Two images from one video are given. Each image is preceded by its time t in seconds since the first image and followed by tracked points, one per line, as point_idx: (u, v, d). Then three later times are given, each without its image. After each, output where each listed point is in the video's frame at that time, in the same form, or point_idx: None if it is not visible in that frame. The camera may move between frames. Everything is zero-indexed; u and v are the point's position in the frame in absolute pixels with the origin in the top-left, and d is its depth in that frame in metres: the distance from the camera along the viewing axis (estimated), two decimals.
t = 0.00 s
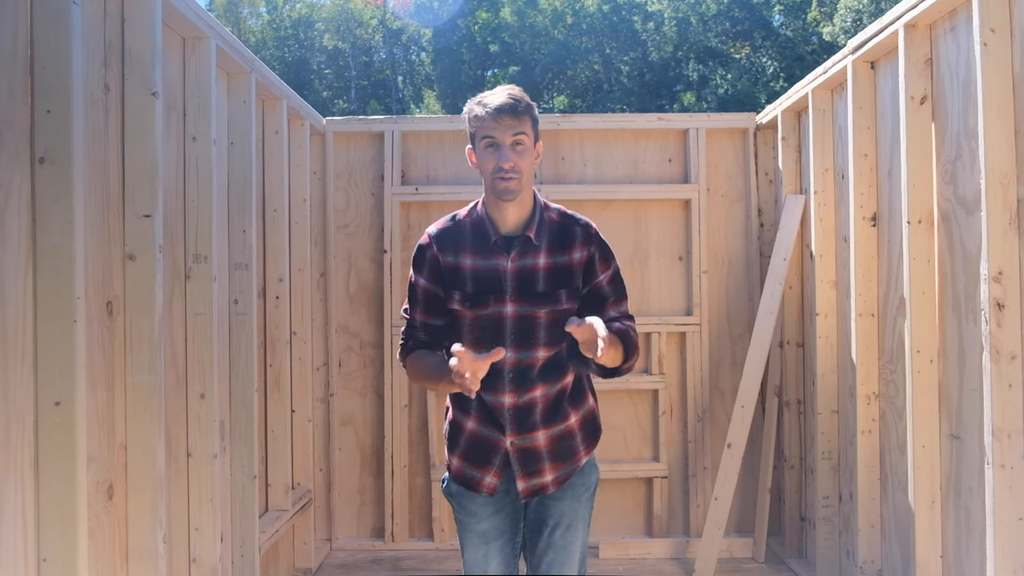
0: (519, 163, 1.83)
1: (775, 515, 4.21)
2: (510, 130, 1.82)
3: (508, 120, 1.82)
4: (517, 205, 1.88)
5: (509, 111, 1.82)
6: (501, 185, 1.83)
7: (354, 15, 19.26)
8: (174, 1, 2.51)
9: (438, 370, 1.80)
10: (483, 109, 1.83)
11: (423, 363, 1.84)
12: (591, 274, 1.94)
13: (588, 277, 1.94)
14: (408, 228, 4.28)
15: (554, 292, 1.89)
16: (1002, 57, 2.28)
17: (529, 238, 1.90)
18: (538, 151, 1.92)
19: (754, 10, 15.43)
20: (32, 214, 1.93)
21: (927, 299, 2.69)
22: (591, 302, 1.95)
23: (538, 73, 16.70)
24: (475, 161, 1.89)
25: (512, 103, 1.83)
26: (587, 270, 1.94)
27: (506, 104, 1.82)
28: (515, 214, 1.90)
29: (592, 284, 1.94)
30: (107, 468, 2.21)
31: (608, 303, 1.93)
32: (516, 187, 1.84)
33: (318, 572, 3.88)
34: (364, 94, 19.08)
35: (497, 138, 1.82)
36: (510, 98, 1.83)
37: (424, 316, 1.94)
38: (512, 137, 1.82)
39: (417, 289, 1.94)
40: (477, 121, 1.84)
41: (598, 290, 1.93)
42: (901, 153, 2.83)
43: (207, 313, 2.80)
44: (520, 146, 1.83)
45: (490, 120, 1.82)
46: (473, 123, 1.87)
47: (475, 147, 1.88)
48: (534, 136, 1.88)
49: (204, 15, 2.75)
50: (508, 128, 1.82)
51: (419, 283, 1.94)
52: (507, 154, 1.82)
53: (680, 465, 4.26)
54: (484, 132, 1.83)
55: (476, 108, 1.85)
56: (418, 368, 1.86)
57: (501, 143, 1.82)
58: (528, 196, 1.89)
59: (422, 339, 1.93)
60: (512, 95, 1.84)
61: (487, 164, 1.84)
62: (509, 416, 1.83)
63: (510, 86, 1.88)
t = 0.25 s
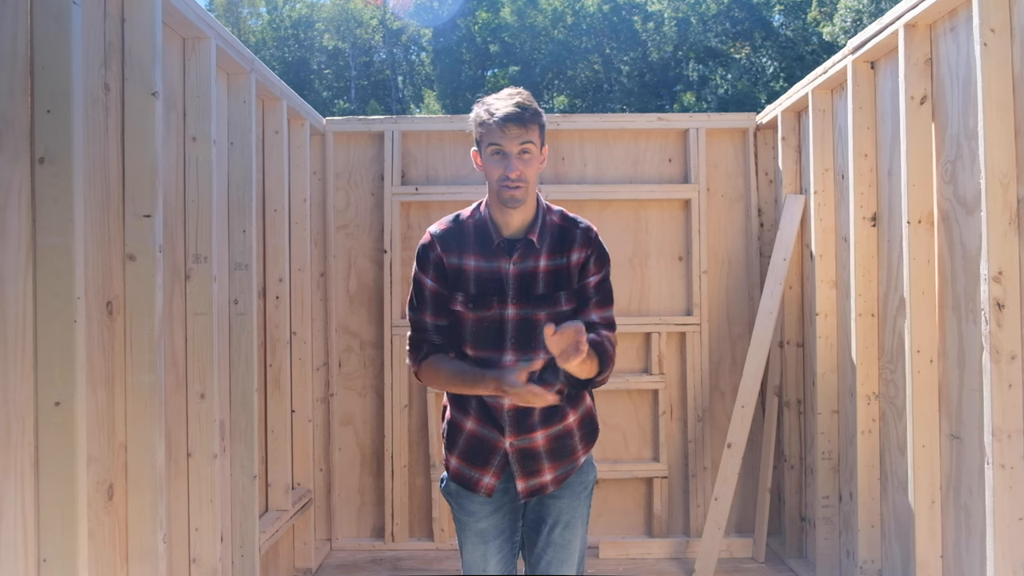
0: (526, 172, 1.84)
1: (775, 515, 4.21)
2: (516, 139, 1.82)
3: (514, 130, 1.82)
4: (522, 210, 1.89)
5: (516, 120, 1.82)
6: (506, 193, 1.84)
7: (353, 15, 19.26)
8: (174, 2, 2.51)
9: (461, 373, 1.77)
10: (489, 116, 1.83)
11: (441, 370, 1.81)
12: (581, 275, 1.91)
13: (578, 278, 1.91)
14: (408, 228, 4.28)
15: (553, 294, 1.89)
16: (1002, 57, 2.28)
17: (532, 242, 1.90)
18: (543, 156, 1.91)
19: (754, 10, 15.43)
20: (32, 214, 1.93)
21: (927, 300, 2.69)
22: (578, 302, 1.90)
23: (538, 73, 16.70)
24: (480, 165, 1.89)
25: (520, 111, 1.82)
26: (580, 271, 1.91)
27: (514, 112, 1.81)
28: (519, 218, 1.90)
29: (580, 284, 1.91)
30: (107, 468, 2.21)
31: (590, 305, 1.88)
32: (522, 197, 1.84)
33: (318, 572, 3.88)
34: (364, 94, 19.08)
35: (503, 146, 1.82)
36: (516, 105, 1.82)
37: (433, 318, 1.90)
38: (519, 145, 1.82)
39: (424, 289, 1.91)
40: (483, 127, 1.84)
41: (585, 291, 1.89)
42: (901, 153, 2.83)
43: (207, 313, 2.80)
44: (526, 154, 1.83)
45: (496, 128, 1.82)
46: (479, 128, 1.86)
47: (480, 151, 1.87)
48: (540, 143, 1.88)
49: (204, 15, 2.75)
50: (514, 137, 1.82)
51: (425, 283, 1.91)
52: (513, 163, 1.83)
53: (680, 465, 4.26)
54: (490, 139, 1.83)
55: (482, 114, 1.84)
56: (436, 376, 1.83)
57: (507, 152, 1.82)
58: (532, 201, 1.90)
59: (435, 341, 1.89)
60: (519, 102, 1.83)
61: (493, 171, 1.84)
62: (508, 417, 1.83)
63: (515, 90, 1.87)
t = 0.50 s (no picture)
0: (531, 172, 1.84)
1: (775, 515, 4.21)
2: (521, 139, 1.82)
3: (520, 129, 1.82)
4: (521, 211, 1.89)
5: (521, 119, 1.82)
6: (508, 194, 1.84)
7: (354, 15, 19.25)
8: (174, 2, 2.51)
9: (494, 374, 1.76)
10: (495, 115, 1.82)
11: (468, 376, 1.79)
12: (576, 270, 1.90)
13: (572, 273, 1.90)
14: (408, 228, 4.28)
15: (545, 291, 1.89)
16: (1002, 57, 2.28)
17: (530, 242, 1.90)
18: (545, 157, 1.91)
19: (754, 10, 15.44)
20: (32, 214, 1.93)
21: (927, 300, 2.69)
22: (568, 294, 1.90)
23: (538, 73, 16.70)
24: (483, 165, 1.89)
25: (525, 111, 1.82)
26: (574, 267, 1.90)
27: (520, 111, 1.82)
28: (519, 219, 1.90)
29: (574, 277, 1.90)
30: (107, 468, 2.21)
31: (581, 295, 1.87)
32: (523, 197, 1.84)
33: (318, 572, 3.88)
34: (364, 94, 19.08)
35: (508, 146, 1.82)
36: (522, 105, 1.83)
37: (444, 318, 1.89)
38: (523, 145, 1.82)
39: (433, 290, 1.90)
40: (487, 126, 1.84)
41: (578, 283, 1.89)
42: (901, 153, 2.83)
43: (207, 313, 2.80)
44: (529, 154, 1.84)
45: (502, 126, 1.82)
46: (483, 127, 1.86)
47: (484, 151, 1.87)
48: (544, 143, 1.88)
49: (205, 15, 2.75)
50: (519, 137, 1.82)
51: (432, 283, 1.90)
52: (518, 163, 1.83)
53: (680, 465, 4.26)
54: (495, 139, 1.82)
55: (488, 113, 1.84)
56: (461, 383, 1.80)
57: (512, 151, 1.82)
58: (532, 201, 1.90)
59: (451, 343, 1.86)
60: (524, 103, 1.83)
61: (496, 171, 1.84)
62: (507, 417, 1.84)
63: (519, 92, 1.87)
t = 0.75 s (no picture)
0: (536, 170, 1.84)
1: (775, 515, 4.21)
2: (528, 135, 1.82)
3: (528, 126, 1.82)
4: (520, 210, 1.88)
5: (529, 116, 1.82)
6: (514, 189, 1.82)
7: (354, 15, 19.25)
8: (174, 2, 2.51)
9: (495, 357, 1.77)
10: (501, 112, 1.82)
11: (467, 364, 1.78)
12: (573, 269, 1.90)
13: (568, 272, 1.90)
14: (408, 228, 4.28)
15: (541, 292, 1.90)
16: (1002, 57, 2.28)
17: (527, 243, 1.90)
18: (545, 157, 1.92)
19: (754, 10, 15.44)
20: (32, 214, 1.93)
21: (927, 300, 2.69)
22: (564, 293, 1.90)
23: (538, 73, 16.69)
24: (485, 163, 1.88)
25: (533, 109, 1.83)
26: (570, 266, 1.90)
27: (528, 109, 1.82)
28: (518, 218, 1.90)
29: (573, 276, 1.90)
30: (107, 469, 2.21)
31: (579, 293, 1.88)
32: (529, 192, 1.83)
33: (318, 572, 3.88)
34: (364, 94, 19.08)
35: (515, 142, 1.82)
36: (529, 103, 1.83)
37: (444, 314, 1.89)
38: (529, 142, 1.82)
39: (433, 286, 1.89)
40: (493, 122, 1.83)
41: (574, 281, 1.89)
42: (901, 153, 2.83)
43: (207, 313, 2.80)
44: (534, 152, 1.84)
45: (509, 122, 1.81)
46: (488, 123, 1.85)
47: (487, 148, 1.86)
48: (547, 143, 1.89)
49: (205, 15, 2.75)
50: (526, 133, 1.82)
51: (431, 279, 1.89)
52: (525, 160, 1.82)
53: (680, 465, 4.26)
54: (503, 136, 1.82)
55: (492, 110, 1.84)
56: (459, 374, 1.79)
57: (518, 148, 1.82)
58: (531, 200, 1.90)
59: (451, 335, 1.88)
60: (530, 101, 1.84)
61: (501, 167, 1.83)
62: (506, 416, 1.84)
63: (522, 91, 1.87)
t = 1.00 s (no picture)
0: (534, 169, 1.83)
1: (775, 515, 4.21)
2: (524, 135, 1.81)
3: (524, 126, 1.81)
4: (518, 210, 1.88)
5: (525, 116, 1.81)
6: (512, 188, 1.82)
7: (353, 15, 19.25)
8: (174, 2, 2.51)
9: (493, 355, 1.78)
10: (498, 112, 1.82)
11: (466, 364, 1.79)
12: (577, 276, 1.92)
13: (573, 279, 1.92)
14: (408, 227, 4.28)
15: (542, 296, 1.89)
16: (1002, 57, 2.28)
17: (525, 244, 1.89)
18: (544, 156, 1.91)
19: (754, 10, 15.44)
20: (32, 214, 1.93)
21: (927, 299, 2.69)
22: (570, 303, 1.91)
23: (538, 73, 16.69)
24: (482, 163, 1.87)
25: (529, 108, 1.82)
26: (574, 273, 1.92)
27: (524, 108, 1.82)
28: (516, 218, 1.89)
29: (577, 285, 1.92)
30: (107, 468, 2.21)
31: (585, 305, 1.90)
32: (526, 192, 1.83)
33: (318, 572, 3.88)
34: (364, 94, 19.07)
35: (511, 142, 1.81)
36: (525, 102, 1.83)
37: (441, 313, 1.89)
38: (525, 142, 1.81)
39: (430, 287, 1.89)
40: (490, 122, 1.83)
41: (580, 292, 1.91)
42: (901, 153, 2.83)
43: (207, 313, 2.80)
44: (531, 151, 1.83)
45: (505, 122, 1.81)
46: (485, 124, 1.84)
47: (484, 148, 1.86)
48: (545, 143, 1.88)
49: (205, 15, 2.75)
50: (523, 133, 1.81)
51: (428, 279, 1.89)
52: (522, 159, 1.81)
53: (680, 465, 4.26)
54: (500, 136, 1.81)
55: (489, 110, 1.84)
56: (457, 373, 1.80)
57: (515, 148, 1.81)
58: (530, 200, 1.90)
59: (448, 335, 1.87)
60: (527, 100, 1.83)
61: (498, 167, 1.83)
62: (503, 415, 1.84)
63: (521, 91, 1.87)
